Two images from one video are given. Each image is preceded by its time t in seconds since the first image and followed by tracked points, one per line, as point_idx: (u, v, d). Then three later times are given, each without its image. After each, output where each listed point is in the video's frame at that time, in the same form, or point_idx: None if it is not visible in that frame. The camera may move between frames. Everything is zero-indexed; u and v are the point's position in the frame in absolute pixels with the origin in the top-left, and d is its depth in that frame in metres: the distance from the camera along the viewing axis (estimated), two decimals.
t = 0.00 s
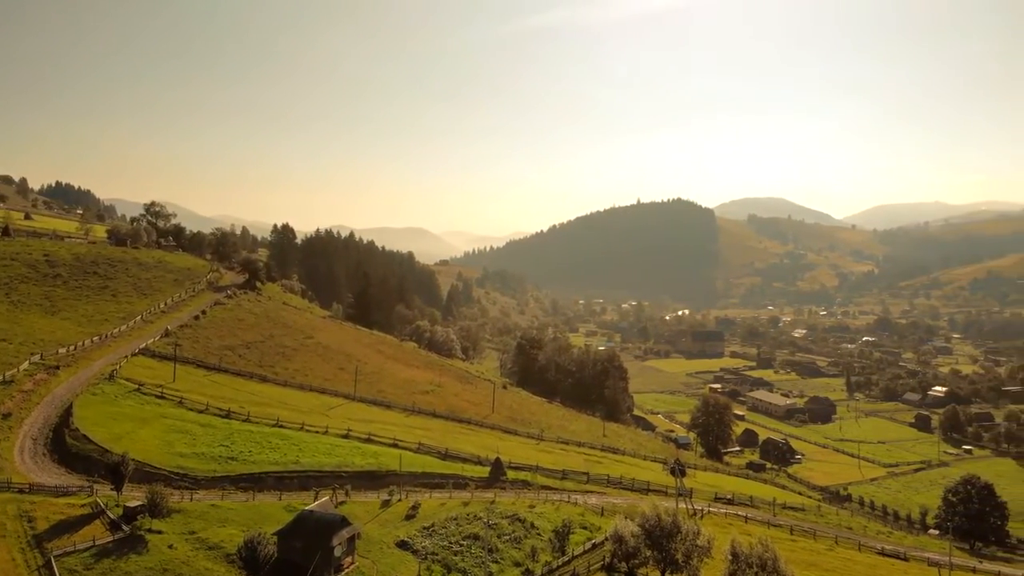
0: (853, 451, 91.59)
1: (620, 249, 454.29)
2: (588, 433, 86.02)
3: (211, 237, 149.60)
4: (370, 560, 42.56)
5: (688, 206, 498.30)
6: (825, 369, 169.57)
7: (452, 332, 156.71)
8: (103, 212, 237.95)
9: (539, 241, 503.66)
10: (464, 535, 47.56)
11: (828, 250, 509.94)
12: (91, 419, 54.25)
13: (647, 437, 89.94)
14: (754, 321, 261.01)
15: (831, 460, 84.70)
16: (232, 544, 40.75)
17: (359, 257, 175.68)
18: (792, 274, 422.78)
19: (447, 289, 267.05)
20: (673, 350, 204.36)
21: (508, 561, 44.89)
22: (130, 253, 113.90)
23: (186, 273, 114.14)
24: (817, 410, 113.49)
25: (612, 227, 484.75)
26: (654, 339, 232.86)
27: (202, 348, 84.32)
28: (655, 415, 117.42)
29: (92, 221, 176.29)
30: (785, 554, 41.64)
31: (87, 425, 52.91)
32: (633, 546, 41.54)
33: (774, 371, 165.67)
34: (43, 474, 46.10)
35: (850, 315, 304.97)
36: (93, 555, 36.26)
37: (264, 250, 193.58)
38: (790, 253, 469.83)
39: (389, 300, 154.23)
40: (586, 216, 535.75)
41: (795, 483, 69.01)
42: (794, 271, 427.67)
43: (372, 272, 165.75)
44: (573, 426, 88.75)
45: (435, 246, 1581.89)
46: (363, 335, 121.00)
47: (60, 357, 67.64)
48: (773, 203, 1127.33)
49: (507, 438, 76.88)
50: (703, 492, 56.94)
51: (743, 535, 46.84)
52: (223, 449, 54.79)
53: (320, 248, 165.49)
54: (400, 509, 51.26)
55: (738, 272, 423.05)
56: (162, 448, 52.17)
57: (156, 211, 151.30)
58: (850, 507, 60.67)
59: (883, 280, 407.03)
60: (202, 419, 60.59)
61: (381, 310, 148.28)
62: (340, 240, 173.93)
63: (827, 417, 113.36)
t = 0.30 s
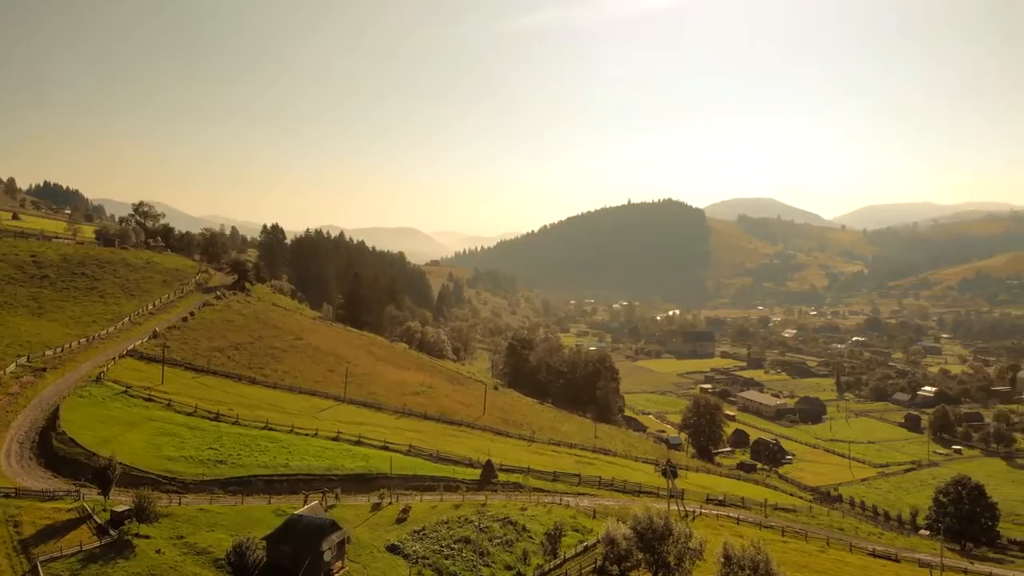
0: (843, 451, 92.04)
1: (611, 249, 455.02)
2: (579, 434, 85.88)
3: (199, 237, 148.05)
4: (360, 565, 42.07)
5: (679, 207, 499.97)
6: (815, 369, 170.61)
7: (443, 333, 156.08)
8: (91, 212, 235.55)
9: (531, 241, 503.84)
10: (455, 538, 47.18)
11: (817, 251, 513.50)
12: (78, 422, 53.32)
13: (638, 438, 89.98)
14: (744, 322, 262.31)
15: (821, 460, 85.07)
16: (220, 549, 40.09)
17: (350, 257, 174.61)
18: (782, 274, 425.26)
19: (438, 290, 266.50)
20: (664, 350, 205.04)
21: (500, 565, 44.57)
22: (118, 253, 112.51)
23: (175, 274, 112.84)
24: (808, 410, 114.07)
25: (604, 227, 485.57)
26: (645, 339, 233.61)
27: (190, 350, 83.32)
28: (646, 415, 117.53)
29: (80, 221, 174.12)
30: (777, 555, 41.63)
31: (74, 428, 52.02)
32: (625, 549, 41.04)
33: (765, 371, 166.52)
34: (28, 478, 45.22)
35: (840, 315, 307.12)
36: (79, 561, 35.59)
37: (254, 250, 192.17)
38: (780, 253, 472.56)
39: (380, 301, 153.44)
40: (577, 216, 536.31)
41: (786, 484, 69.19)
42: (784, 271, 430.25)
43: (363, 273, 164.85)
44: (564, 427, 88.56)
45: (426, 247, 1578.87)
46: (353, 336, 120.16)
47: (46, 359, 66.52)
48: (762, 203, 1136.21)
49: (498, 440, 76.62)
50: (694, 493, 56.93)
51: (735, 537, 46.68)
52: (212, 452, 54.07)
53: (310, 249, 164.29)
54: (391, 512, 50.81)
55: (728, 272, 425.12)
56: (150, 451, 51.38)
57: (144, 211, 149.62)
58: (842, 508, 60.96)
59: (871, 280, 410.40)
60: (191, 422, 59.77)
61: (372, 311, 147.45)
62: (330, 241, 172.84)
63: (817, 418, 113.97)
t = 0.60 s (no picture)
0: (834, 451, 92.49)
1: (602, 249, 455.75)
2: (571, 435, 85.74)
3: (188, 238, 146.54)
4: (350, 570, 41.62)
5: (669, 207, 501.56)
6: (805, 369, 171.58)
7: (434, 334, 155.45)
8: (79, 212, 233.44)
9: (522, 241, 503.92)
10: (446, 541, 46.87)
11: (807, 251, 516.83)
12: (64, 425, 52.46)
13: (630, 438, 89.99)
14: (734, 322, 263.52)
15: (811, 460, 85.44)
16: (209, 554, 39.51)
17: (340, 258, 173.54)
18: (772, 275, 427.58)
19: (429, 290, 265.99)
20: (655, 351, 205.60)
21: (491, 569, 44.26)
22: (105, 254, 111.15)
23: (164, 275, 111.59)
24: (798, 410, 114.62)
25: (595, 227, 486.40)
26: (635, 339, 234.06)
27: (178, 352, 82.31)
28: (637, 416, 117.65)
29: (67, 222, 172.00)
30: (770, 558, 41.63)
31: (60, 431, 51.16)
32: (617, 551, 40.92)
33: (755, 371, 167.33)
34: (12, 483, 44.35)
35: (830, 315, 309.16)
36: (65, 568, 34.91)
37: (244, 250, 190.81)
38: (770, 253, 475.24)
39: (370, 302, 152.58)
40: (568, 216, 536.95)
41: (777, 485, 69.35)
42: (773, 271, 432.64)
43: (353, 273, 163.87)
44: (556, 428, 88.39)
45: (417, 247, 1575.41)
46: (343, 338, 119.34)
47: (31, 362, 65.44)
48: (752, 203, 1143.33)
49: (490, 441, 76.32)
50: (686, 495, 56.91)
51: (727, 539, 46.65)
52: (201, 455, 53.35)
53: (300, 249, 163.10)
54: (381, 516, 50.37)
55: (718, 272, 427.11)
56: (137, 455, 50.62)
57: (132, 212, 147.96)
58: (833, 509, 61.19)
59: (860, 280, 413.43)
60: (179, 425, 58.96)
61: (362, 313, 146.56)
62: (320, 241, 171.70)
63: (808, 417, 114.54)
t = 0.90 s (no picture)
0: (824, 451, 92.89)
1: (593, 249, 456.32)
2: (563, 436, 85.53)
3: (177, 238, 145.09)
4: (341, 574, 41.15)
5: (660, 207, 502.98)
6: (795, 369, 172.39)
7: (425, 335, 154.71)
8: (67, 212, 231.23)
9: (513, 240, 503.79)
10: (437, 545, 46.46)
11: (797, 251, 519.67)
12: (51, 428, 51.63)
13: (621, 439, 89.96)
14: (725, 322, 264.53)
15: (802, 460, 85.77)
16: (197, 558, 38.88)
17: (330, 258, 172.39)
18: (761, 275, 429.54)
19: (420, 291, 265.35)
20: (646, 351, 206.04)
21: (483, 572, 43.89)
22: (92, 255, 109.86)
23: (152, 276, 110.39)
24: (789, 410, 115.11)
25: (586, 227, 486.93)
26: (626, 339, 234.43)
27: (167, 354, 81.34)
28: (629, 416, 117.69)
29: (54, 222, 169.87)
30: (762, 559, 41.57)
31: (47, 435, 50.33)
32: (609, 554, 40.58)
33: (746, 371, 167.98)
34: None
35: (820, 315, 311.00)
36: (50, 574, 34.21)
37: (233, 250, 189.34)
38: (760, 253, 477.61)
39: (361, 304, 151.65)
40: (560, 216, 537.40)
41: (768, 485, 69.51)
42: (763, 271, 434.63)
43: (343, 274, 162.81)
44: (548, 430, 88.14)
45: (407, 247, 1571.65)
46: (334, 339, 118.50)
47: (17, 365, 64.40)
48: (742, 203, 1148.95)
49: (481, 443, 75.97)
50: (678, 496, 56.85)
51: (720, 541, 46.55)
52: (190, 459, 52.62)
53: (290, 249, 161.87)
54: (372, 519, 49.88)
55: (708, 272, 428.76)
56: (126, 458, 49.84)
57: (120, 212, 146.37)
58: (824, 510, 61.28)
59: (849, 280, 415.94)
60: (168, 428, 58.17)
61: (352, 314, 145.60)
62: (310, 241, 170.49)
63: (798, 417, 115.05)
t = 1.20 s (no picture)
0: (814, 451, 93.28)
1: (584, 249, 456.89)
2: (554, 438, 85.33)
3: (165, 239, 143.70)
4: None
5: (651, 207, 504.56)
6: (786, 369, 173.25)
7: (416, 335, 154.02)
8: (54, 211, 228.64)
9: (504, 240, 503.83)
10: (428, 549, 46.06)
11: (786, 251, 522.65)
12: (37, 431, 50.82)
13: (613, 440, 89.92)
14: (715, 322, 265.56)
15: (792, 460, 86.13)
16: (185, 564, 38.31)
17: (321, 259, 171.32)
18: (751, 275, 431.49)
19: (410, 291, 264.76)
20: (638, 351, 206.49)
21: None
22: (80, 256, 108.65)
23: (141, 277, 109.21)
24: (779, 410, 115.63)
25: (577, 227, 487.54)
26: (617, 339, 234.82)
27: (155, 356, 80.42)
28: (621, 417, 117.75)
29: (41, 222, 167.73)
30: (753, 561, 41.59)
31: (33, 438, 49.56)
32: (601, 557, 40.34)
33: (736, 371, 168.61)
34: None
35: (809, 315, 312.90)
36: None
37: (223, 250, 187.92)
38: (750, 253, 479.96)
39: (351, 305, 150.80)
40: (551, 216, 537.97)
41: (759, 485, 69.70)
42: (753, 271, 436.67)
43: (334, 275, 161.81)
44: (539, 431, 87.94)
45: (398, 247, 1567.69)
46: (324, 340, 117.82)
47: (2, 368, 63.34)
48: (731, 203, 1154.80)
49: (473, 445, 75.61)
50: (670, 498, 56.83)
51: (712, 543, 46.52)
52: (178, 462, 51.93)
53: (280, 250, 160.71)
54: (362, 523, 49.42)
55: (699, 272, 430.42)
56: (113, 462, 49.13)
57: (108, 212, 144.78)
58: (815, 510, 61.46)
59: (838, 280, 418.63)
60: (157, 431, 57.41)
61: (342, 315, 144.73)
62: (301, 241, 169.36)
63: (788, 417, 115.60)
